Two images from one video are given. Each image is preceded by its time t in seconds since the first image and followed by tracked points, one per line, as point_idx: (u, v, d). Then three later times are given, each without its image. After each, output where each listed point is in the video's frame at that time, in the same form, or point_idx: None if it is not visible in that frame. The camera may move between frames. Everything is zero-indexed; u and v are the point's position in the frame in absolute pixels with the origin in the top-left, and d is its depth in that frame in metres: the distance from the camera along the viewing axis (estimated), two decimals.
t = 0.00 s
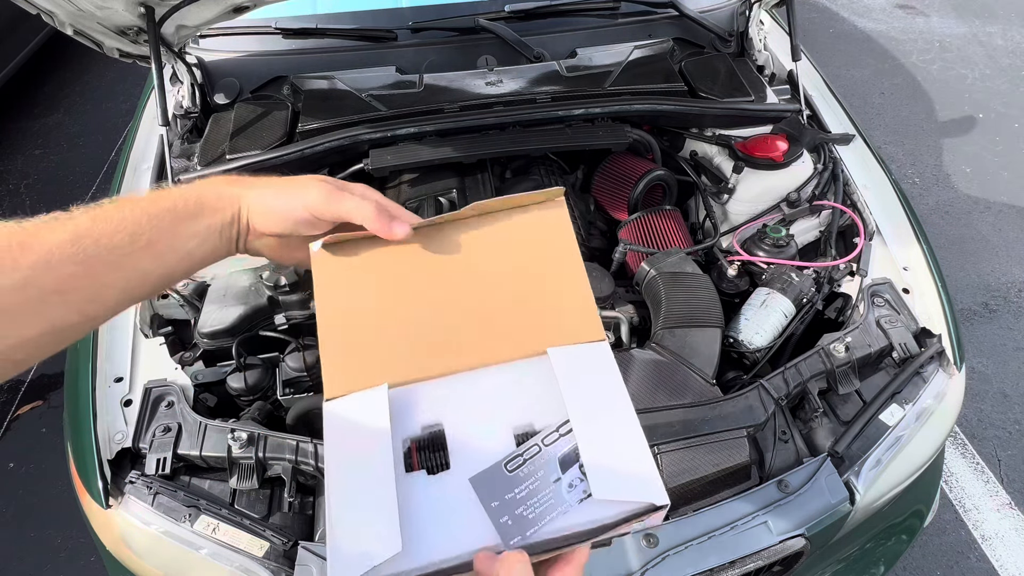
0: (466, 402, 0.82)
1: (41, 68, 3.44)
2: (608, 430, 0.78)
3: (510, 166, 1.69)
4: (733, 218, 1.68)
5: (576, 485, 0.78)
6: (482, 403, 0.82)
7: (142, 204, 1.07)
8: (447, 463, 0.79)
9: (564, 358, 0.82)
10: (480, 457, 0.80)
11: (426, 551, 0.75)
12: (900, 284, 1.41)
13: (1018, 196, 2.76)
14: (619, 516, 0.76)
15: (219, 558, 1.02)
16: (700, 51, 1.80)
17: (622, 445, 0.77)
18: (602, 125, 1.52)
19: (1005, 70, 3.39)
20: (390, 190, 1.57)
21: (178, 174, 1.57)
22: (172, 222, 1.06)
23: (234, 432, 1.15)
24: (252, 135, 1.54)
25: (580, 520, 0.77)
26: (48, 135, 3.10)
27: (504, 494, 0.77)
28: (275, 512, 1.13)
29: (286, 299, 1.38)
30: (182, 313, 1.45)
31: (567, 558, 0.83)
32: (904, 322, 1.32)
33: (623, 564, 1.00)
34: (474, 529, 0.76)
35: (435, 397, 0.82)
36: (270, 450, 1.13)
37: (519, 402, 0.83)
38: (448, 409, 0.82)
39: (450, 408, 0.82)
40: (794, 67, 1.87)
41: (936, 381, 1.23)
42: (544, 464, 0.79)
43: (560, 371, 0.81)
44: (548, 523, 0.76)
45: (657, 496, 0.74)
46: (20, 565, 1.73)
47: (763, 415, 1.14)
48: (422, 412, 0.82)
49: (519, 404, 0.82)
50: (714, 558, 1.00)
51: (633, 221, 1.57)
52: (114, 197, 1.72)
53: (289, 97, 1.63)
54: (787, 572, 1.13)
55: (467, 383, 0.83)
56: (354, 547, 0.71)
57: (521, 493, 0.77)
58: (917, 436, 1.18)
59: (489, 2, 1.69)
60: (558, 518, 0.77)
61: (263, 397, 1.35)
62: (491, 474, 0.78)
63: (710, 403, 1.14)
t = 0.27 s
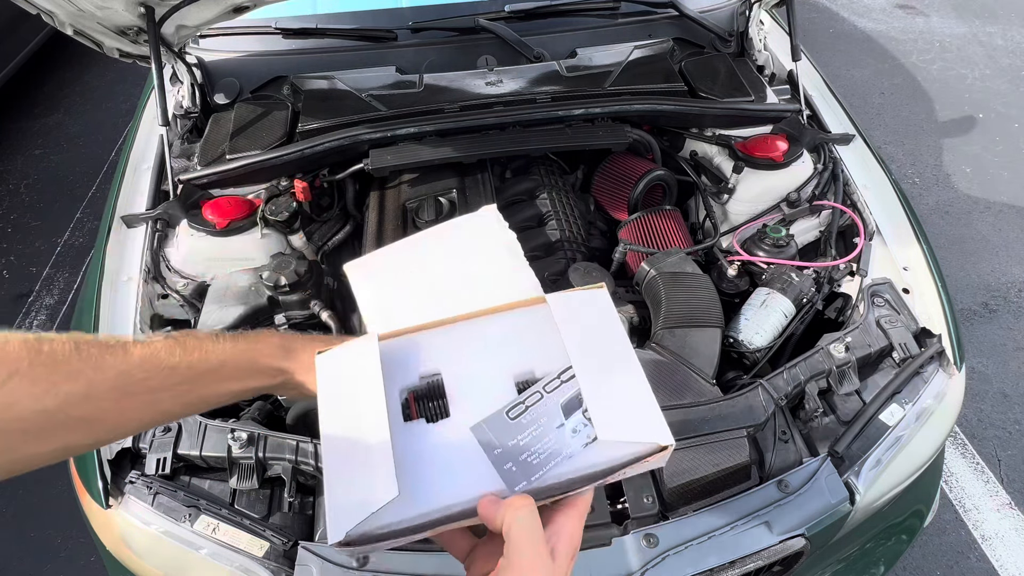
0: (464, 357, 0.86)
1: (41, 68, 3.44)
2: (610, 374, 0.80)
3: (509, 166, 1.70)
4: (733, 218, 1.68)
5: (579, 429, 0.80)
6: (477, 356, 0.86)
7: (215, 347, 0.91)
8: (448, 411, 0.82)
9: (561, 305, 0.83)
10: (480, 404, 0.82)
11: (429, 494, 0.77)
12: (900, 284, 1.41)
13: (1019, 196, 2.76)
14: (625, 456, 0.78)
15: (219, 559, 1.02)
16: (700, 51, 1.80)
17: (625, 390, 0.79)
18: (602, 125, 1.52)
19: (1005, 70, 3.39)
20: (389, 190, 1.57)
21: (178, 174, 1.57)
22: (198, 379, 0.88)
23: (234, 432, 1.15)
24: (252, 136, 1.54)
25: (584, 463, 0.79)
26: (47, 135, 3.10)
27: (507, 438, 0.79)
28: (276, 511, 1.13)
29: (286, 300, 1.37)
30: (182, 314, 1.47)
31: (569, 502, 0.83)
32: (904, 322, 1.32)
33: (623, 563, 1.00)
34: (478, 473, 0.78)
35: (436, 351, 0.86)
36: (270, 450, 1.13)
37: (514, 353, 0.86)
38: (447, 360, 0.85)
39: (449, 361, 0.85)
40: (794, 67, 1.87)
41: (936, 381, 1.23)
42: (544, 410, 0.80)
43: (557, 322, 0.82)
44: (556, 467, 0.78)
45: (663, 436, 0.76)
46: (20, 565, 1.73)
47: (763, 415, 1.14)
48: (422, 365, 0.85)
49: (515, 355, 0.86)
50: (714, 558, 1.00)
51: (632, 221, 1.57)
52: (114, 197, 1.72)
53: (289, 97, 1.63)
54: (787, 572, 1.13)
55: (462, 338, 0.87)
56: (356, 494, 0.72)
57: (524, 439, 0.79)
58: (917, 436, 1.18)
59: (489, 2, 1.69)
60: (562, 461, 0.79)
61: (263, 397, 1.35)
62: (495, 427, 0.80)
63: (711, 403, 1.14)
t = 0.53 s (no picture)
0: (485, 368, 0.87)
1: (41, 68, 3.44)
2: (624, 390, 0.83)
3: (510, 166, 1.69)
4: (733, 218, 1.68)
5: (591, 442, 0.82)
6: (499, 369, 0.87)
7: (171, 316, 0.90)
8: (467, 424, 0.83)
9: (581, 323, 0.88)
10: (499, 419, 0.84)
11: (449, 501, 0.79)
12: (900, 284, 1.41)
13: (1019, 196, 2.76)
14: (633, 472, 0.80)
15: (219, 558, 1.02)
16: (700, 51, 1.80)
17: (636, 405, 0.82)
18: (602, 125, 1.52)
19: (1005, 69, 3.39)
20: (389, 190, 1.57)
21: (178, 174, 1.57)
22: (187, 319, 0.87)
23: (234, 431, 1.15)
24: (252, 135, 1.54)
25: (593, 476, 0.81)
26: (47, 135, 3.10)
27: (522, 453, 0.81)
28: (276, 511, 1.13)
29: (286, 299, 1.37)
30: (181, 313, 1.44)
31: (581, 514, 0.86)
32: (904, 322, 1.31)
33: (623, 563, 1.00)
34: (495, 485, 0.80)
35: (459, 362, 0.87)
36: (270, 450, 1.13)
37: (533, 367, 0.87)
38: (470, 375, 0.86)
39: (472, 372, 0.86)
40: (794, 67, 1.87)
41: (936, 381, 1.23)
42: (559, 426, 0.83)
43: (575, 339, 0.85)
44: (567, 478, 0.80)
45: (670, 454, 0.78)
46: (20, 565, 1.73)
47: (763, 415, 1.14)
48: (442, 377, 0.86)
49: (534, 369, 0.87)
50: (714, 558, 1.01)
51: (633, 221, 1.57)
52: (114, 197, 1.72)
53: (289, 97, 1.63)
54: (787, 572, 1.13)
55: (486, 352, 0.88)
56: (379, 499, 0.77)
57: (537, 450, 0.82)
58: (917, 436, 1.18)
59: (489, 2, 1.69)
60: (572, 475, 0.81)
61: (263, 397, 1.35)
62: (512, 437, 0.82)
63: (710, 403, 1.14)
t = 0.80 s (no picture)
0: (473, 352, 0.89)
1: (41, 68, 3.43)
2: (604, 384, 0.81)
3: (510, 166, 1.69)
4: (733, 218, 1.68)
5: (562, 427, 0.79)
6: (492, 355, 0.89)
7: (209, 453, 0.65)
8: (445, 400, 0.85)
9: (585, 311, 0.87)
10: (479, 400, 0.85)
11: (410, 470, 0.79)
12: (900, 284, 1.41)
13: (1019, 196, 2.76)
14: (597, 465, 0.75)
15: (219, 558, 1.02)
16: (700, 51, 1.80)
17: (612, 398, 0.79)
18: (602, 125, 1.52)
19: (1005, 69, 3.39)
20: (389, 190, 1.57)
21: (178, 174, 1.57)
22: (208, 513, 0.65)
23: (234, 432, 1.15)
24: (252, 136, 1.54)
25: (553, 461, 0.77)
26: (47, 135, 3.10)
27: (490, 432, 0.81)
28: (275, 511, 1.13)
29: (286, 299, 1.37)
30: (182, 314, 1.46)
31: (547, 502, 0.81)
32: (904, 322, 1.31)
33: (623, 563, 1.00)
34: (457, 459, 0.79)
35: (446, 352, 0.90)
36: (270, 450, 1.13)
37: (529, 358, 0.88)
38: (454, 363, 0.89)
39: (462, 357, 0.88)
40: (794, 68, 1.88)
41: (936, 381, 1.23)
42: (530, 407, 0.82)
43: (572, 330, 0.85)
44: (530, 457, 0.77)
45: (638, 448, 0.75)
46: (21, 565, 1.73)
47: (763, 415, 1.14)
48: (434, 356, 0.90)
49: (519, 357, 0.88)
50: (714, 558, 1.00)
51: (633, 221, 1.57)
52: (114, 197, 1.72)
53: (289, 97, 1.63)
54: (787, 572, 1.13)
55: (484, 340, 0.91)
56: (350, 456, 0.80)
57: (511, 425, 0.81)
58: (917, 436, 1.18)
59: (489, 2, 1.69)
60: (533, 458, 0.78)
61: (263, 397, 1.35)
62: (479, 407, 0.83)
63: (710, 403, 1.14)
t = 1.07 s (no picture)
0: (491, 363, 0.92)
1: (41, 68, 3.43)
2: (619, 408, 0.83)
3: (510, 167, 1.69)
4: (733, 218, 1.68)
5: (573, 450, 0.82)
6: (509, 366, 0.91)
7: (140, 452, 0.65)
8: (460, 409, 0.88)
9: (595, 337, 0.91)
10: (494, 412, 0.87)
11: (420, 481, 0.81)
12: (900, 284, 1.41)
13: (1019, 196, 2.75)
14: (606, 490, 0.79)
15: (219, 558, 1.02)
16: (700, 51, 1.80)
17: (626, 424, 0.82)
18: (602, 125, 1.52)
19: (1005, 69, 3.39)
20: (390, 190, 1.57)
21: (178, 174, 1.57)
22: (208, 483, 0.64)
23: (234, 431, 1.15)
24: (252, 135, 1.54)
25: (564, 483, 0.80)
26: (47, 135, 3.10)
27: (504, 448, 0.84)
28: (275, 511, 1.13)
29: (286, 299, 1.37)
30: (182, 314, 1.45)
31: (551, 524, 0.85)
32: (903, 322, 1.31)
33: (623, 563, 1.00)
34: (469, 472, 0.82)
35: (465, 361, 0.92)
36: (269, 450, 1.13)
37: (541, 373, 0.90)
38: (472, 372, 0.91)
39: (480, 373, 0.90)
40: (794, 68, 1.88)
41: (936, 381, 1.23)
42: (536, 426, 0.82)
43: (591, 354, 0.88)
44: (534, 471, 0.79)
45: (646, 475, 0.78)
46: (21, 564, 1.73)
47: (763, 415, 1.14)
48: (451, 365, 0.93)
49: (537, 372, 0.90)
50: (714, 558, 1.00)
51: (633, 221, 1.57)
52: (114, 196, 1.72)
53: (289, 97, 1.63)
54: (787, 572, 1.13)
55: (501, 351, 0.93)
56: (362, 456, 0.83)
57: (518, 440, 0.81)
58: (917, 436, 1.18)
59: (489, 3, 1.69)
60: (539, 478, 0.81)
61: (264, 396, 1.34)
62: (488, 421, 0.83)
63: (710, 403, 1.14)
